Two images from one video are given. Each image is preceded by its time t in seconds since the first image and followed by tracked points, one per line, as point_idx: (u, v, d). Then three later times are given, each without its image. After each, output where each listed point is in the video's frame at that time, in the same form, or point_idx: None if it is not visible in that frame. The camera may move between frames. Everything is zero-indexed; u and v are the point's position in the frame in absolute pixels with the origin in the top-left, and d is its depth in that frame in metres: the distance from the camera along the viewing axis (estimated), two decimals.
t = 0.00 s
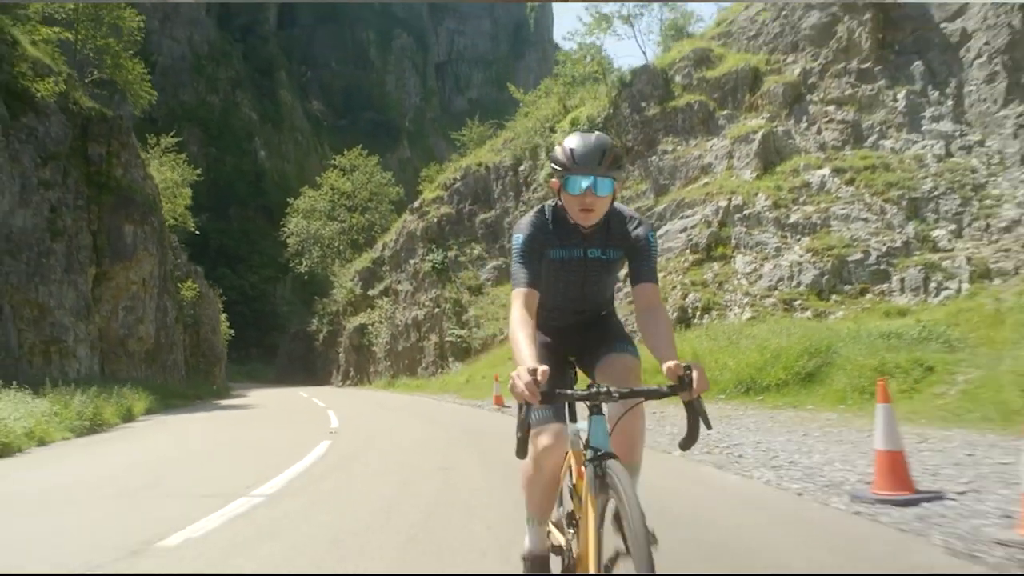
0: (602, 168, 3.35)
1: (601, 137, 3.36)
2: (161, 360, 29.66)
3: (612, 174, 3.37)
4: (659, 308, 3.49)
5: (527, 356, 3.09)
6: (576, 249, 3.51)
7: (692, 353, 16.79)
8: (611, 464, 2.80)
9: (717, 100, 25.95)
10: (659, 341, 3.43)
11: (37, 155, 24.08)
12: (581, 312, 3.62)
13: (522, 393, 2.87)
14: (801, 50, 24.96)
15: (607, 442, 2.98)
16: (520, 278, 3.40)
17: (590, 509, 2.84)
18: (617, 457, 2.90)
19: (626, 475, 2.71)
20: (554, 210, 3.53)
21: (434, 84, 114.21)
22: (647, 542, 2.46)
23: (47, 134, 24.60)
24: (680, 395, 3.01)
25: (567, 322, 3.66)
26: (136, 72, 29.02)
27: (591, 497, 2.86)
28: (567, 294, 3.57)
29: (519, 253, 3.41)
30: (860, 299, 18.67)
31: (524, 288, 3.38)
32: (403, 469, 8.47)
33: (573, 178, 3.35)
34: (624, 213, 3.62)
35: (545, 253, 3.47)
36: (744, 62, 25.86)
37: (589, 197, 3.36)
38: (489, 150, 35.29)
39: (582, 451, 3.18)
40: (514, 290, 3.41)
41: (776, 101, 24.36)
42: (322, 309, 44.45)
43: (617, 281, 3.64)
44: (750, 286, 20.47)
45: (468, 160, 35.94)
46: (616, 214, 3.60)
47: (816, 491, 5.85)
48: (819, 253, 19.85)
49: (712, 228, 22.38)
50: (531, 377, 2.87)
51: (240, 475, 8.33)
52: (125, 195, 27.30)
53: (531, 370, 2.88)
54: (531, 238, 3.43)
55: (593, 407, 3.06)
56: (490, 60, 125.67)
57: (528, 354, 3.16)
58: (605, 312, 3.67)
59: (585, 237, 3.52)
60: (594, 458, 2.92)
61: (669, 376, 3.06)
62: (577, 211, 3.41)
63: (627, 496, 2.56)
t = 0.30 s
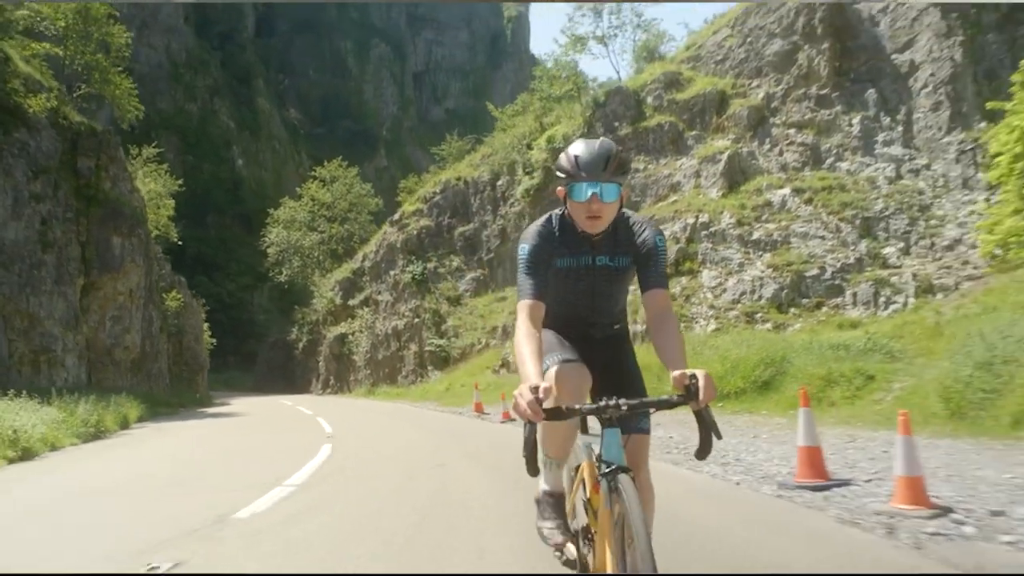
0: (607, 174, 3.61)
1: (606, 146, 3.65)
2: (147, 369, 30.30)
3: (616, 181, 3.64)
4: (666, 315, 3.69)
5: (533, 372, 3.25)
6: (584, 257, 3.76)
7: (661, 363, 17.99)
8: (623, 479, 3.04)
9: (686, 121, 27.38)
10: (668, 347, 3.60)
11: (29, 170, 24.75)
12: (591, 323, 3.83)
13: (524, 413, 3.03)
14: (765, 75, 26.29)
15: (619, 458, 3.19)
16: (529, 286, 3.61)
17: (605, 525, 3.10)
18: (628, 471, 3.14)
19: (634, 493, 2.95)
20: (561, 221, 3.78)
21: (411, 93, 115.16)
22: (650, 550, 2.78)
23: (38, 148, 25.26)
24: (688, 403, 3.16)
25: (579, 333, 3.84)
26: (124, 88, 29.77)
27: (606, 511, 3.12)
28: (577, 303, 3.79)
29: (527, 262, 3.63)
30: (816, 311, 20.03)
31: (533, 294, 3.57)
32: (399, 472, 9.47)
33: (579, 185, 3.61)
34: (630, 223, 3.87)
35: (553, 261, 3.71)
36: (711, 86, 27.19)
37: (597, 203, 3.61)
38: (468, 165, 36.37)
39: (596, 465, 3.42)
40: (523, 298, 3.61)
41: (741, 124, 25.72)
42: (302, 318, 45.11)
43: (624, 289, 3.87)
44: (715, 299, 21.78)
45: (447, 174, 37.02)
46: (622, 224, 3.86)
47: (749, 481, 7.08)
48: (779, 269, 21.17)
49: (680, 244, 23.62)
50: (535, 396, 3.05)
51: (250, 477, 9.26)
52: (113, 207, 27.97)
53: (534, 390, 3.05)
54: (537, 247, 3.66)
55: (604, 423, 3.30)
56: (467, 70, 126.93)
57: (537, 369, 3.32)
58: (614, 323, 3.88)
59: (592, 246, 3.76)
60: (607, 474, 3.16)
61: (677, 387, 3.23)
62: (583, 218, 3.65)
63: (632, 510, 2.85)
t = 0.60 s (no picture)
0: (604, 192, 3.48)
1: (599, 165, 3.53)
2: (135, 385, 30.89)
3: (613, 200, 3.52)
4: (683, 333, 3.57)
5: (549, 395, 3.19)
6: (591, 278, 3.65)
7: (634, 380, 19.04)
8: (637, 504, 3.02)
9: (660, 148, 28.68)
10: (687, 366, 3.48)
11: (25, 191, 25.45)
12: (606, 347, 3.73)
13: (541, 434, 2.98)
14: (735, 106, 27.66)
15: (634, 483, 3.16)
16: (537, 313, 3.52)
17: (619, 548, 3.10)
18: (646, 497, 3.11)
19: (652, 518, 2.94)
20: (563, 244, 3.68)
21: (392, 109, 116.31)
22: None
23: (34, 170, 25.96)
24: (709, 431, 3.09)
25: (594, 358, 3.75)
26: (117, 109, 30.53)
27: (620, 534, 3.13)
28: (589, 328, 3.69)
29: (531, 290, 3.55)
30: (781, 331, 21.29)
31: (540, 323, 3.49)
32: (399, 481, 10.30)
33: (576, 206, 3.51)
34: (636, 240, 3.75)
35: (558, 286, 3.61)
36: (684, 116, 28.55)
37: (593, 224, 3.50)
38: (450, 186, 37.45)
39: (613, 489, 3.42)
40: (531, 325, 3.53)
41: (712, 152, 27.06)
42: (285, 334, 45.73)
43: (637, 309, 3.75)
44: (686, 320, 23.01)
45: (430, 194, 38.05)
46: (627, 242, 3.75)
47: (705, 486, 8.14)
48: (746, 291, 22.39)
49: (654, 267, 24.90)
50: (552, 418, 2.99)
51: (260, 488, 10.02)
52: (105, 227, 28.69)
53: (551, 410, 3.00)
54: (540, 272, 3.57)
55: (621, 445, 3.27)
56: (447, 87, 128.41)
57: (552, 394, 3.23)
58: (633, 343, 3.75)
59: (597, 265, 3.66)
60: (623, 499, 3.13)
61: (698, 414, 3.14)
62: (585, 239, 3.55)
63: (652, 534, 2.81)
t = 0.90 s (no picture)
0: (648, 221, 3.66)
1: (649, 195, 3.68)
2: (123, 412, 31.42)
3: (655, 230, 3.68)
4: (702, 369, 3.79)
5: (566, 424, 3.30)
6: (618, 307, 3.81)
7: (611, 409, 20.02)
8: (658, 536, 3.17)
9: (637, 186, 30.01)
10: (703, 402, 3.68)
11: (22, 222, 26.20)
12: (623, 375, 3.92)
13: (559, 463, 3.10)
14: (707, 146, 29.01)
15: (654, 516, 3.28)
16: (562, 336, 3.68)
17: None
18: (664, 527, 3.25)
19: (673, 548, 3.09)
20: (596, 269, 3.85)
21: (374, 137, 117.66)
22: None
23: (31, 202, 26.71)
24: (727, 459, 3.22)
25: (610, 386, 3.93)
26: (111, 141, 31.34)
27: (639, 565, 3.26)
28: (610, 354, 3.87)
29: (560, 312, 3.71)
30: (750, 362, 22.52)
31: (562, 347, 3.65)
32: (401, 498, 11.11)
33: (619, 231, 3.67)
34: (667, 273, 3.93)
35: (587, 311, 3.76)
36: (659, 155, 29.93)
37: (635, 250, 3.68)
38: (434, 218, 38.53)
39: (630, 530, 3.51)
40: (555, 346, 3.69)
41: (685, 190, 28.42)
42: (269, 362, 46.25)
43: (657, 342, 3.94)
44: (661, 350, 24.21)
45: (415, 226, 39.09)
46: (659, 275, 3.92)
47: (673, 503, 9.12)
48: (718, 324, 23.58)
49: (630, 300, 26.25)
50: (569, 447, 3.12)
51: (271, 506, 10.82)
52: (98, 256, 29.45)
53: (567, 440, 3.13)
54: (571, 294, 3.73)
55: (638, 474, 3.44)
56: (429, 116, 130.16)
57: (569, 423, 3.34)
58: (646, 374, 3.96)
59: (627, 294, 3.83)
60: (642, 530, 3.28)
61: (715, 442, 3.27)
62: (622, 265, 3.72)
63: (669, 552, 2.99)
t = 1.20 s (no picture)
0: (663, 243, 3.27)
1: (657, 220, 3.35)
2: (128, 443, 32.02)
3: (671, 252, 3.30)
4: (739, 397, 3.36)
5: (600, 462, 2.90)
6: (640, 338, 3.49)
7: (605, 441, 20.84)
8: None
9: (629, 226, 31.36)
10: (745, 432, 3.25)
11: (38, 258, 27.13)
12: (654, 410, 3.56)
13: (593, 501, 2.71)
14: (697, 188, 30.38)
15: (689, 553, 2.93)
16: (587, 374, 3.31)
17: None
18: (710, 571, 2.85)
19: None
20: (614, 300, 3.50)
21: (371, 169, 119.28)
22: None
23: (46, 238, 27.66)
24: (768, 495, 2.89)
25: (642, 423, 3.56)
26: (122, 179, 32.42)
27: None
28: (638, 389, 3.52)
29: (580, 348, 3.35)
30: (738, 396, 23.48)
31: (589, 384, 3.28)
32: (413, 524, 11.90)
33: (633, 257, 3.28)
34: (686, 299, 3.58)
35: (608, 345, 3.44)
36: (651, 196, 31.16)
37: (648, 278, 3.33)
38: (433, 254, 39.63)
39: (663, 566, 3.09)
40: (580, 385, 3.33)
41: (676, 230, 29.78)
42: (268, 393, 46.91)
43: (687, 369, 3.59)
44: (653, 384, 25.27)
45: (414, 261, 40.22)
46: (679, 300, 3.57)
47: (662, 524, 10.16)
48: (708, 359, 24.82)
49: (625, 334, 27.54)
50: (605, 485, 2.73)
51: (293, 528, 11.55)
52: (108, 290, 30.40)
53: (603, 478, 2.74)
54: (592, 328, 3.39)
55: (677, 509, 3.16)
56: (425, 148, 132.02)
57: (603, 461, 2.94)
58: (681, 407, 3.60)
59: (648, 324, 3.51)
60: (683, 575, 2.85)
61: (755, 478, 2.94)
62: (637, 294, 3.37)
63: None
